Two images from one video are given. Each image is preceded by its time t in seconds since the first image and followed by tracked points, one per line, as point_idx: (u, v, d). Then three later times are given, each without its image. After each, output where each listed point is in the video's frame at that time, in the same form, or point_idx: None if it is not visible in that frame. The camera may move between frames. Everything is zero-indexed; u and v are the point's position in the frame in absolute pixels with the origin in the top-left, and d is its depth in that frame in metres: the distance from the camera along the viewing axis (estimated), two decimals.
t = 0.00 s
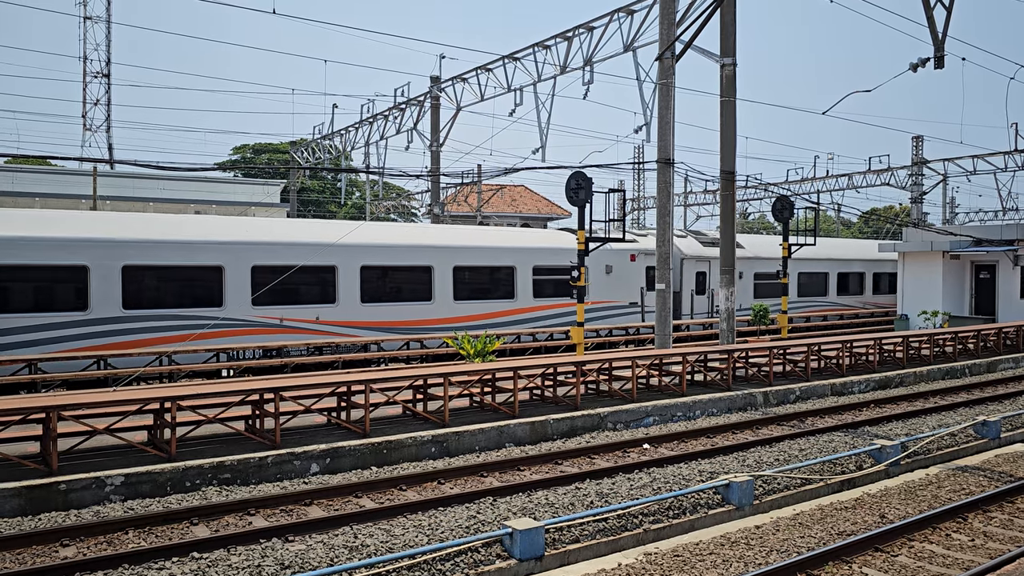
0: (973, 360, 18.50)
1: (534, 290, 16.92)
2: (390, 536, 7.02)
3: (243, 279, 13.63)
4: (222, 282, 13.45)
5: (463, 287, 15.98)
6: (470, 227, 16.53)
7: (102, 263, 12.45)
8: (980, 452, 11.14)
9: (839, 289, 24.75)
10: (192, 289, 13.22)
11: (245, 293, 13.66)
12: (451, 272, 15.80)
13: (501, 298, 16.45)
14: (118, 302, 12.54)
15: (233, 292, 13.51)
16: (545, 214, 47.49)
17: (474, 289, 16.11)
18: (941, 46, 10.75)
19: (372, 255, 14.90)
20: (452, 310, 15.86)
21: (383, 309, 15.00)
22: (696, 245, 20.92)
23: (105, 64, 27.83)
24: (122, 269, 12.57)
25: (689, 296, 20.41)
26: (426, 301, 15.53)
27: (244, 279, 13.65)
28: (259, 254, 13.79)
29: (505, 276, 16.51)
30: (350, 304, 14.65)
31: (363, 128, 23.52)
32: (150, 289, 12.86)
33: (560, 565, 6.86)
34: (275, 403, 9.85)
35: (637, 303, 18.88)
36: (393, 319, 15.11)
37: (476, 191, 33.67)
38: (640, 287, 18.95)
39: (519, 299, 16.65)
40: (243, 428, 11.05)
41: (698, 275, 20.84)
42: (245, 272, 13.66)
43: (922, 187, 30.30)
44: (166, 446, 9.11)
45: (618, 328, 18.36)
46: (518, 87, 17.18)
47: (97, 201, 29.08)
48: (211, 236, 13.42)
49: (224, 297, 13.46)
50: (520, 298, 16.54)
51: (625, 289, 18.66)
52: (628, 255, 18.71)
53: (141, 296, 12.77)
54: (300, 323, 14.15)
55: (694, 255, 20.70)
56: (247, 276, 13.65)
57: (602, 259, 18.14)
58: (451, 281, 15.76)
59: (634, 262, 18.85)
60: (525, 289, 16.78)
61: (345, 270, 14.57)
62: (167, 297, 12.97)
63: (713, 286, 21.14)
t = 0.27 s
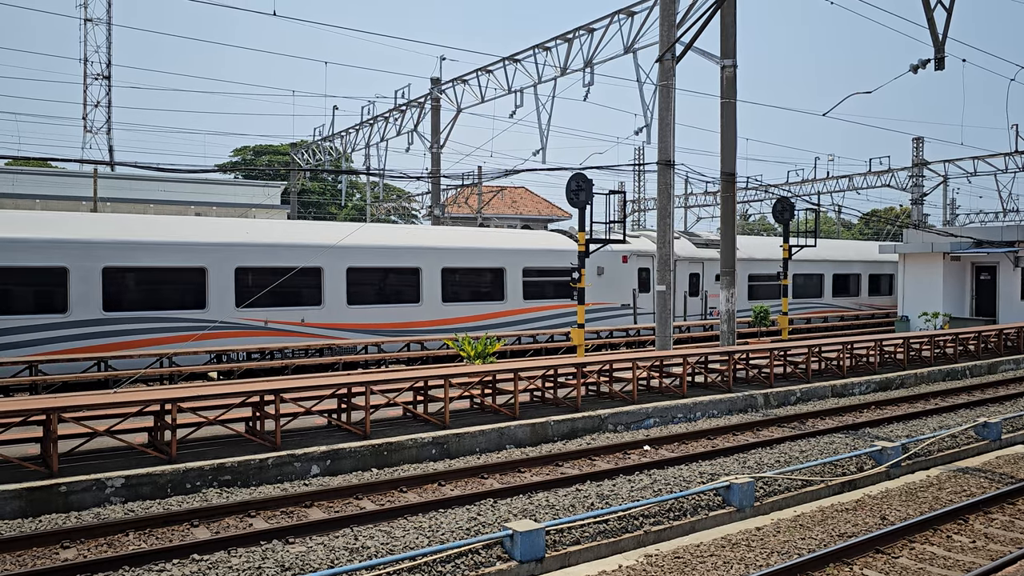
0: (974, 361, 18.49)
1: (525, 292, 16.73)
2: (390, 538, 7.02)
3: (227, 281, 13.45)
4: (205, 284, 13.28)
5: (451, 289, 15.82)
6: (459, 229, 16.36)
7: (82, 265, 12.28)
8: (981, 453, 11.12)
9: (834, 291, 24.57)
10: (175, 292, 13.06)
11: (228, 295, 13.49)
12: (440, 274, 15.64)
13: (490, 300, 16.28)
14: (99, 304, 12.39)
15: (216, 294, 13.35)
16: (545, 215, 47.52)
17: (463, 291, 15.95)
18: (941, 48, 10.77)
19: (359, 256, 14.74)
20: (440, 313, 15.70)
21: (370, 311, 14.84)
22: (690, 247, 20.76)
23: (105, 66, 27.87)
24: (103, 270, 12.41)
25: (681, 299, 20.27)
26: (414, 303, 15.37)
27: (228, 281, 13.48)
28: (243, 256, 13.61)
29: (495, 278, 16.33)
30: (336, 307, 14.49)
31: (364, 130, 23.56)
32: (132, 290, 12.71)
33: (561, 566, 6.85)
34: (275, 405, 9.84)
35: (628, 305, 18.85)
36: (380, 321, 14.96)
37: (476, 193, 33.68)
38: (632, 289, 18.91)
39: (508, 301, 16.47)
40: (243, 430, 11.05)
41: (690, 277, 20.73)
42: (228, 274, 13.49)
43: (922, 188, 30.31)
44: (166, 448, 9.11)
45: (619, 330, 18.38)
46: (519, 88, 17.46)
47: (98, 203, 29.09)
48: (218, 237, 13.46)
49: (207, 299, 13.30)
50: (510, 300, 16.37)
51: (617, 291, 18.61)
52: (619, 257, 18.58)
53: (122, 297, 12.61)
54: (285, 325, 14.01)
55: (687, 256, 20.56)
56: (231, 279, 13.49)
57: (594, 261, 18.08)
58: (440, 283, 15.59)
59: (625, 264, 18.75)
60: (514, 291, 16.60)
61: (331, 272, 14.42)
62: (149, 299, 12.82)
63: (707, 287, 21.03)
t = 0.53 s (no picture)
0: (974, 362, 18.49)
1: (514, 293, 16.58)
2: (390, 539, 7.02)
3: (209, 282, 13.29)
4: (187, 286, 13.11)
5: (439, 290, 15.66)
6: (448, 229, 16.19)
7: (61, 266, 12.08)
8: (981, 455, 11.11)
9: (829, 292, 24.46)
10: (155, 294, 12.88)
11: (211, 296, 13.32)
12: (428, 275, 15.47)
13: (479, 301, 16.14)
14: (78, 306, 12.18)
15: (198, 296, 13.18)
16: (545, 216, 47.56)
17: (451, 292, 15.80)
18: (941, 49, 10.77)
19: (345, 257, 14.56)
20: (428, 314, 15.54)
21: (356, 313, 14.65)
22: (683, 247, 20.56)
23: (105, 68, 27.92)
24: (81, 271, 12.21)
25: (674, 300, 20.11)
26: (401, 305, 15.20)
27: (211, 283, 13.32)
28: (227, 257, 13.45)
29: (483, 279, 16.18)
30: (321, 308, 14.32)
31: (364, 131, 23.58)
32: (113, 291, 12.54)
33: (561, 568, 6.84)
34: (275, 406, 9.83)
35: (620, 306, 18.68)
36: (366, 323, 14.77)
37: (476, 194, 33.68)
38: (623, 290, 18.80)
39: (497, 302, 16.31)
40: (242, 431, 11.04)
41: (683, 278, 20.57)
42: (211, 275, 13.33)
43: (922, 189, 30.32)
44: (166, 449, 9.10)
45: (619, 331, 18.40)
46: (519, 89, 17.28)
47: (98, 205, 29.12)
48: (226, 238, 13.52)
49: (189, 300, 13.13)
50: (499, 302, 16.23)
51: (608, 292, 18.48)
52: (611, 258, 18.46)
53: (102, 299, 12.41)
54: (269, 327, 13.84)
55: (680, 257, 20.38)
56: (213, 280, 13.32)
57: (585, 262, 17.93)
58: (427, 284, 15.43)
59: (617, 264, 18.63)
60: (504, 292, 16.44)
61: (316, 273, 14.24)
62: (129, 301, 12.63)
63: (699, 289, 20.86)
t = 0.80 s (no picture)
0: (973, 363, 18.51)
1: (503, 294, 16.46)
2: (389, 540, 7.01)
3: (191, 283, 13.15)
4: (168, 287, 12.97)
5: (426, 291, 15.55)
6: (436, 229, 16.10)
7: (38, 266, 11.93)
8: (980, 455, 11.12)
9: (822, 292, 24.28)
10: (139, 295, 12.76)
11: (192, 297, 13.17)
12: (414, 276, 15.36)
13: (466, 302, 16.05)
14: (55, 307, 12.05)
15: (179, 297, 13.03)
16: (544, 216, 47.64)
17: (438, 293, 15.69)
18: (941, 49, 10.79)
19: (330, 258, 14.44)
20: (414, 315, 15.43)
21: (341, 314, 14.52)
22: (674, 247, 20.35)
23: (104, 68, 27.92)
24: (59, 271, 12.07)
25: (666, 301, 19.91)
26: (386, 306, 15.07)
27: (192, 283, 13.18)
28: (209, 257, 13.31)
29: (471, 280, 16.09)
30: (305, 309, 14.19)
31: (363, 132, 23.59)
32: (95, 291, 12.42)
33: (560, 568, 6.84)
34: (274, 407, 9.82)
35: (611, 307, 18.59)
36: (351, 324, 14.64)
37: (475, 194, 33.69)
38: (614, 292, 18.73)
39: (485, 303, 16.22)
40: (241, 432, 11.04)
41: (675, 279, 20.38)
42: (192, 275, 13.19)
43: (921, 189, 30.35)
44: (166, 449, 9.10)
45: (618, 331, 18.42)
46: (518, 89, 17.71)
47: (97, 205, 29.16)
48: (221, 239, 13.50)
49: (169, 301, 12.98)
50: (487, 302, 16.14)
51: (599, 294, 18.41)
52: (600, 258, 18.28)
53: (81, 299, 12.28)
54: (250, 327, 13.70)
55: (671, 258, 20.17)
56: (196, 280, 13.19)
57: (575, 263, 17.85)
58: (414, 284, 15.31)
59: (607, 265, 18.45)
60: (492, 292, 16.33)
61: (300, 273, 14.12)
62: (108, 302, 12.50)
63: (691, 290, 20.58)
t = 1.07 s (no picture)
0: (972, 362, 18.52)
1: (491, 294, 16.39)
2: (388, 539, 7.02)
3: (171, 283, 13.02)
4: (148, 287, 12.84)
5: (412, 291, 15.46)
6: (422, 229, 16.03)
7: (18, 267, 11.85)
8: (979, 455, 11.12)
9: (816, 291, 24.10)
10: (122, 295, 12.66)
11: (172, 297, 13.05)
12: (400, 276, 15.28)
13: (454, 302, 15.97)
14: (33, 307, 11.94)
15: (158, 297, 12.90)
16: (544, 216, 47.66)
17: (424, 293, 15.60)
18: (941, 49, 10.80)
19: (314, 257, 14.36)
20: (400, 315, 15.33)
21: (325, 314, 14.43)
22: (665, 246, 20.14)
23: (103, 68, 27.90)
24: (36, 271, 11.95)
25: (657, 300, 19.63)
26: (372, 306, 14.96)
27: (172, 283, 13.05)
28: (189, 257, 13.19)
29: (459, 280, 16.01)
30: (289, 309, 14.08)
31: (362, 131, 23.58)
32: (77, 291, 12.32)
33: (559, 568, 6.84)
34: (273, 406, 9.81)
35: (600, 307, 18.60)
36: (335, 324, 14.53)
37: (474, 194, 33.68)
38: (604, 292, 18.48)
39: (472, 303, 16.14)
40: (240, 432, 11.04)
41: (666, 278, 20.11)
42: (173, 275, 13.07)
43: (921, 189, 30.37)
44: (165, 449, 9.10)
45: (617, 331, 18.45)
46: (518, 89, 17.20)
47: (96, 205, 29.16)
48: (211, 238, 13.47)
49: (149, 301, 12.85)
50: (474, 302, 16.06)
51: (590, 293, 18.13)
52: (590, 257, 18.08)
53: (61, 300, 12.18)
54: (233, 328, 13.58)
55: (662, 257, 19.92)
56: (176, 280, 13.07)
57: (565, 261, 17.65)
58: (400, 284, 15.22)
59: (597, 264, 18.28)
60: (480, 293, 16.25)
61: (283, 273, 14.04)
62: (88, 301, 12.38)
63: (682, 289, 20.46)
